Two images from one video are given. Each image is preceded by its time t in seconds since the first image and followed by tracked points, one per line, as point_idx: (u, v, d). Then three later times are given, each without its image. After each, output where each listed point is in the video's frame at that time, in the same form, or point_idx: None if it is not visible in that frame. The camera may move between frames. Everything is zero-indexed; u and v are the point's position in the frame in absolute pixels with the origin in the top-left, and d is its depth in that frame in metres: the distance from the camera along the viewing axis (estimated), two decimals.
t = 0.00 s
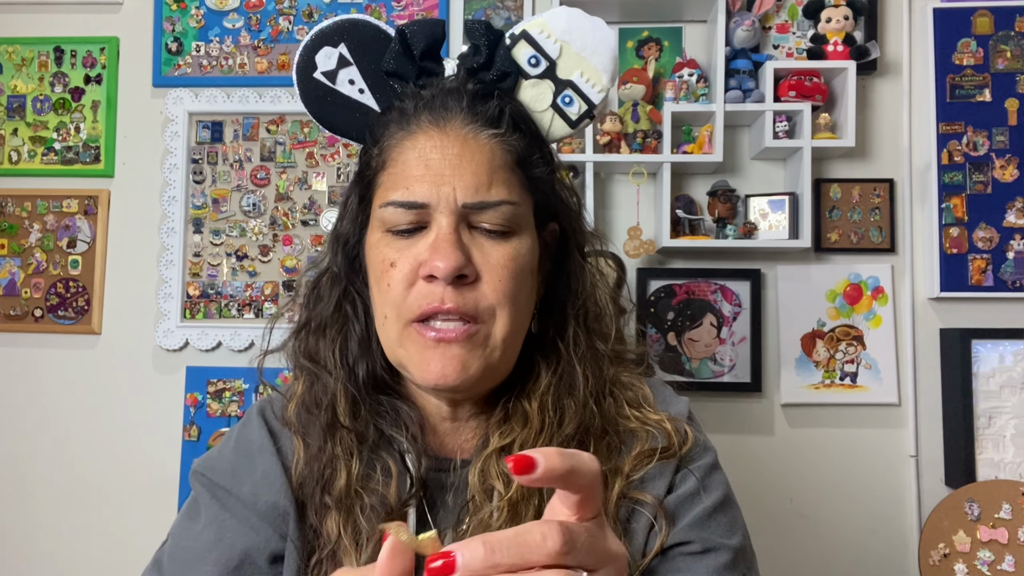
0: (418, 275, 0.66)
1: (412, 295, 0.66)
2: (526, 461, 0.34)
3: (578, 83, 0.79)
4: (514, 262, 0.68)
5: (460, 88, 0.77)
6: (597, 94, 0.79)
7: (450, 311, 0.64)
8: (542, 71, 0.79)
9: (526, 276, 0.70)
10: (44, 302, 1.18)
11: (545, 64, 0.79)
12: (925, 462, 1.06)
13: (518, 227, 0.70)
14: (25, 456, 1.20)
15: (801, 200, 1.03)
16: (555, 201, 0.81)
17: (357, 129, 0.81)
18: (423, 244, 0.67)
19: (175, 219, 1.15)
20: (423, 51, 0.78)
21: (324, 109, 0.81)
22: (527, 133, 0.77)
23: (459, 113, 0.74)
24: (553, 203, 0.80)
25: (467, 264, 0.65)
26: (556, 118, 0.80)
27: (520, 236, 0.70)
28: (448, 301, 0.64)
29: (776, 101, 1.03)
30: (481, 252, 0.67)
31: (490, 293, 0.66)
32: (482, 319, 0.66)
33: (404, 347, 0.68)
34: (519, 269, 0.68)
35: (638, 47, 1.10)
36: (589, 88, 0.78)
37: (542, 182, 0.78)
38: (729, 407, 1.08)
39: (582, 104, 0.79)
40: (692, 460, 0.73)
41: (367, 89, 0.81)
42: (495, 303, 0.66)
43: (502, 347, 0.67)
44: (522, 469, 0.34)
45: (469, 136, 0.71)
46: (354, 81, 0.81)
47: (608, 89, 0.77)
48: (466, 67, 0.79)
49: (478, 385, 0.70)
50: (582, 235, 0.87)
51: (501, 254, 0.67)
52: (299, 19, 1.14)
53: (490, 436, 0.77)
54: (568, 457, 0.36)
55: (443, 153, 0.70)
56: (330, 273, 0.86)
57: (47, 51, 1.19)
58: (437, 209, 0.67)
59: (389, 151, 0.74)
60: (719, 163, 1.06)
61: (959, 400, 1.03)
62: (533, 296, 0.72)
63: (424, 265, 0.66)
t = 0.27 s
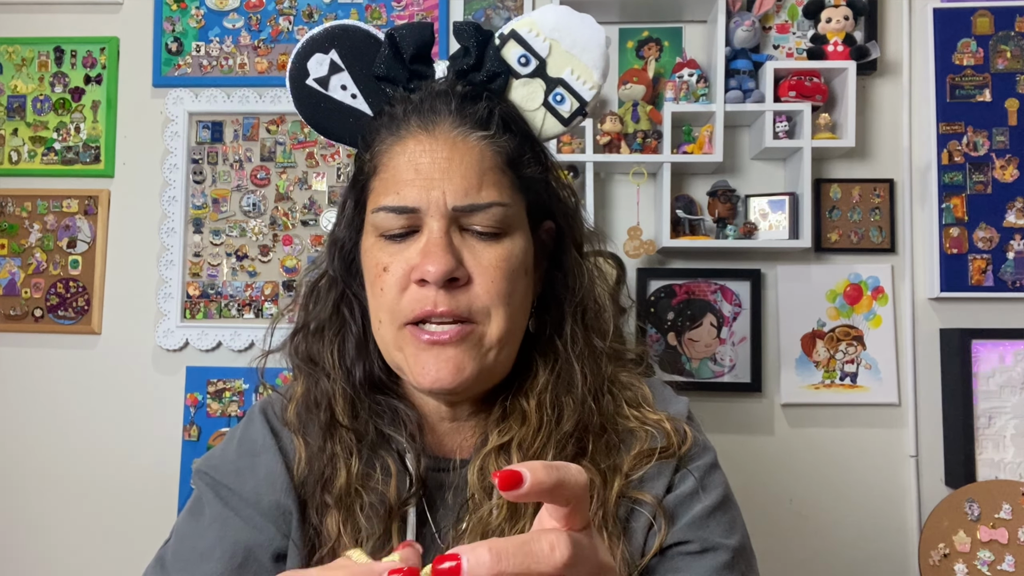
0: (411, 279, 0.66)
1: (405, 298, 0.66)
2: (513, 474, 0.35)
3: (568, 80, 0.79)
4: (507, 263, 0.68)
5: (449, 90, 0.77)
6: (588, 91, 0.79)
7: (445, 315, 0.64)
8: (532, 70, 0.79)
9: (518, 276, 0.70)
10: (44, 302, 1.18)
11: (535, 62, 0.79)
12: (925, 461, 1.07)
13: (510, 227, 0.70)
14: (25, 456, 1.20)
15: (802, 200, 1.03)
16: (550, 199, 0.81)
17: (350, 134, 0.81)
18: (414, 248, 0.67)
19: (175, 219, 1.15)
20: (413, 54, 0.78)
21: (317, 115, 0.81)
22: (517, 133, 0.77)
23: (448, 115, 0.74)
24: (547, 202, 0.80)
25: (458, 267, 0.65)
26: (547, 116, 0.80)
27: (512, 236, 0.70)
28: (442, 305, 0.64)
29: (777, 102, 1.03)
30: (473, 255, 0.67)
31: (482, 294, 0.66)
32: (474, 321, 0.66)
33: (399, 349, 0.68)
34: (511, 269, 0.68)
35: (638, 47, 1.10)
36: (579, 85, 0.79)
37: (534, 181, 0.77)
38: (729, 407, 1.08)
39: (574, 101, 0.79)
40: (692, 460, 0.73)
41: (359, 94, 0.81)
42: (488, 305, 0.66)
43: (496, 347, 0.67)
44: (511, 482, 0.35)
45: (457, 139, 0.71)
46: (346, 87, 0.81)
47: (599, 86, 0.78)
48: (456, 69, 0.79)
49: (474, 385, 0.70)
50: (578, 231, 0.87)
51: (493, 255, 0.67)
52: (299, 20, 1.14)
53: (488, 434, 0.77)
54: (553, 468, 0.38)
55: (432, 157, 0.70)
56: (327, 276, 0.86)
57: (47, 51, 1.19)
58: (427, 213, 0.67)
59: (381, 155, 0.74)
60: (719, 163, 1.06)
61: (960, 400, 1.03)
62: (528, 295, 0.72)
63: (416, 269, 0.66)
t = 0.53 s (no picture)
0: (412, 280, 0.66)
1: (406, 298, 0.66)
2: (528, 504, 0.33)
3: (568, 80, 0.79)
4: (507, 262, 0.68)
5: (448, 90, 0.77)
6: (587, 90, 0.79)
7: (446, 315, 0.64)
8: (531, 69, 0.79)
9: (518, 276, 0.70)
10: (44, 302, 1.18)
11: (534, 62, 0.79)
12: (925, 462, 1.07)
13: (509, 227, 0.70)
14: (25, 455, 1.20)
15: (801, 200, 1.03)
16: (549, 198, 0.81)
17: (350, 134, 0.81)
18: (415, 249, 0.67)
19: (175, 219, 1.15)
20: (412, 55, 0.78)
21: (317, 116, 0.81)
22: (516, 132, 0.77)
23: (448, 115, 0.74)
24: (547, 201, 0.80)
25: (458, 267, 0.65)
26: (547, 116, 0.80)
27: (511, 236, 0.70)
28: (445, 304, 0.65)
29: (777, 102, 1.03)
30: (473, 255, 0.67)
31: (482, 294, 0.66)
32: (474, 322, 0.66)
33: (400, 350, 0.68)
34: (511, 269, 0.68)
35: (638, 47, 1.10)
36: (578, 85, 0.79)
37: (533, 181, 0.77)
38: (729, 407, 1.08)
39: (573, 101, 0.79)
40: (691, 460, 0.73)
41: (358, 95, 0.81)
42: (488, 305, 0.66)
43: (496, 347, 0.67)
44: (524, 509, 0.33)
45: (457, 138, 0.71)
46: (345, 87, 0.81)
47: (598, 85, 0.78)
48: (455, 70, 0.79)
49: (474, 385, 0.70)
50: (577, 231, 0.87)
51: (493, 255, 0.68)
52: (300, 20, 1.14)
53: (488, 434, 0.77)
54: (568, 503, 0.36)
55: (431, 157, 0.70)
56: (327, 277, 0.86)
57: (47, 51, 1.19)
58: (427, 213, 0.67)
59: (380, 155, 0.74)
60: (719, 163, 1.06)
61: (959, 400, 1.04)
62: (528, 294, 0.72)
63: (417, 270, 0.66)
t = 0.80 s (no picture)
0: (412, 281, 0.66)
1: (406, 299, 0.66)
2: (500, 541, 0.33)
3: (567, 79, 0.79)
4: (506, 263, 0.68)
5: (447, 90, 0.77)
6: (586, 89, 0.79)
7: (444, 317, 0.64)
8: (530, 69, 0.79)
9: (518, 276, 0.69)
10: (44, 302, 1.18)
11: (533, 61, 0.79)
12: (925, 462, 1.06)
13: (509, 227, 0.70)
14: (25, 456, 1.20)
15: (801, 200, 1.03)
16: (549, 198, 0.81)
17: (349, 135, 0.81)
18: (414, 250, 0.67)
19: (175, 219, 1.15)
20: (411, 55, 0.78)
21: (316, 117, 0.81)
22: (516, 132, 0.77)
23: (447, 115, 0.74)
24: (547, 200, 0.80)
25: (458, 268, 0.65)
26: (546, 115, 0.80)
27: (511, 236, 0.70)
28: (443, 307, 0.65)
29: (777, 101, 1.03)
30: (473, 256, 0.67)
31: (481, 296, 0.66)
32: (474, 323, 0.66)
33: (400, 351, 0.68)
34: (511, 269, 0.68)
35: (638, 47, 1.10)
36: (578, 84, 0.79)
37: (532, 181, 0.77)
38: (729, 407, 1.08)
39: (572, 100, 0.79)
40: (692, 460, 0.73)
41: (357, 96, 0.81)
42: (488, 306, 0.66)
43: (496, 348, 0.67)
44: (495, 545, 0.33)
45: (456, 138, 0.71)
46: (344, 88, 0.81)
47: (597, 85, 0.78)
48: (454, 70, 0.79)
49: (475, 386, 0.70)
50: (578, 231, 0.86)
51: (492, 256, 0.67)
52: (299, 20, 1.14)
53: (489, 434, 0.77)
54: (543, 537, 0.36)
55: (430, 157, 0.70)
56: (327, 278, 0.86)
57: (47, 51, 1.19)
58: (427, 214, 0.67)
59: (380, 156, 0.74)
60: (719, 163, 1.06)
61: (959, 400, 1.03)
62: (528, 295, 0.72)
63: (417, 271, 0.66)
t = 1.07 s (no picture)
0: (412, 281, 0.66)
1: (406, 300, 0.66)
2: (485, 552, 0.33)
3: (567, 79, 0.79)
4: (507, 263, 0.68)
5: (448, 90, 0.77)
6: (586, 89, 0.79)
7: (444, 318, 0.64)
8: (530, 69, 0.79)
9: (518, 277, 0.69)
10: (44, 302, 1.18)
11: (533, 62, 0.79)
12: (925, 462, 1.06)
13: (509, 227, 0.70)
14: (25, 456, 1.20)
15: (801, 200, 1.03)
16: (550, 197, 0.81)
17: (350, 136, 0.81)
18: (414, 250, 0.67)
19: (175, 219, 1.15)
20: (412, 56, 0.78)
21: (317, 118, 0.81)
22: (516, 132, 0.77)
23: (448, 115, 0.74)
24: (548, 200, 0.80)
25: (457, 268, 0.65)
26: (546, 115, 0.80)
27: (511, 236, 0.70)
28: (442, 308, 0.65)
29: (777, 101, 1.03)
30: (473, 256, 0.67)
31: (481, 296, 0.66)
32: (474, 323, 0.66)
33: (400, 352, 0.68)
34: (511, 270, 0.68)
35: (638, 47, 1.10)
36: (578, 84, 0.79)
37: (533, 181, 0.77)
38: (729, 407, 1.08)
39: (572, 100, 0.79)
40: (692, 460, 0.73)
41: (358, 96, 0.81)
42: (487, 307, 0.66)
43: (495, 348, 0.67)
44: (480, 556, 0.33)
45: (456, 138, 0.71)
46: (345, 89, 0.81)
47: (598, 85, 0.78)
48: (454, 70, 0.79)
49: (475, 386, 0.70)
50: (578, 231, 0.86)
51: (492, 256, 0.67)
52: (299, 20, 1.14)
53: (489, 434, 0.77)
54: (529, 542, 0.36)
55: (430, 158, 0.70)
56: (328, 278, 0.86)
57: (47, 51, 1.19)
58: (427, 215, 0.67)
59: (380, 157, 0.74)
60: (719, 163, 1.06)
61: (959, 400, 1.04)
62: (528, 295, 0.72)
63: (416, 271, 0.66)
